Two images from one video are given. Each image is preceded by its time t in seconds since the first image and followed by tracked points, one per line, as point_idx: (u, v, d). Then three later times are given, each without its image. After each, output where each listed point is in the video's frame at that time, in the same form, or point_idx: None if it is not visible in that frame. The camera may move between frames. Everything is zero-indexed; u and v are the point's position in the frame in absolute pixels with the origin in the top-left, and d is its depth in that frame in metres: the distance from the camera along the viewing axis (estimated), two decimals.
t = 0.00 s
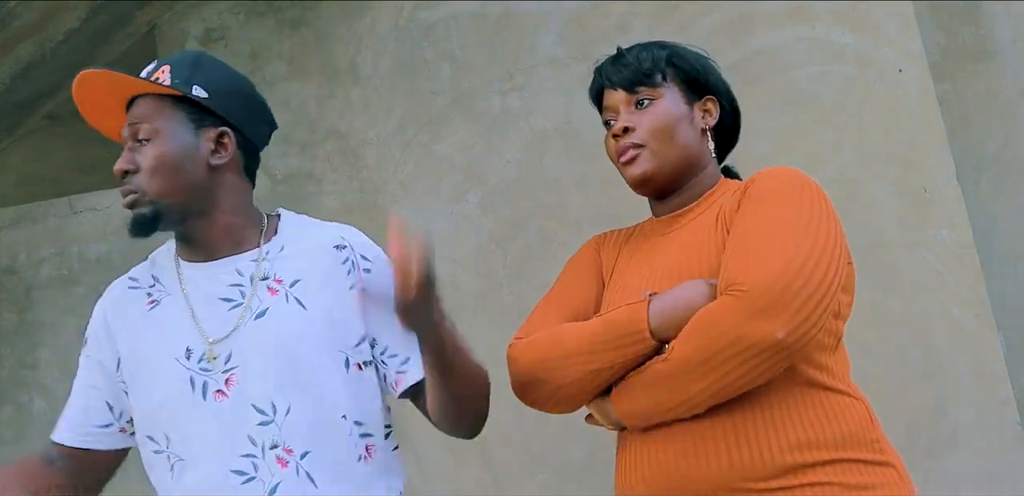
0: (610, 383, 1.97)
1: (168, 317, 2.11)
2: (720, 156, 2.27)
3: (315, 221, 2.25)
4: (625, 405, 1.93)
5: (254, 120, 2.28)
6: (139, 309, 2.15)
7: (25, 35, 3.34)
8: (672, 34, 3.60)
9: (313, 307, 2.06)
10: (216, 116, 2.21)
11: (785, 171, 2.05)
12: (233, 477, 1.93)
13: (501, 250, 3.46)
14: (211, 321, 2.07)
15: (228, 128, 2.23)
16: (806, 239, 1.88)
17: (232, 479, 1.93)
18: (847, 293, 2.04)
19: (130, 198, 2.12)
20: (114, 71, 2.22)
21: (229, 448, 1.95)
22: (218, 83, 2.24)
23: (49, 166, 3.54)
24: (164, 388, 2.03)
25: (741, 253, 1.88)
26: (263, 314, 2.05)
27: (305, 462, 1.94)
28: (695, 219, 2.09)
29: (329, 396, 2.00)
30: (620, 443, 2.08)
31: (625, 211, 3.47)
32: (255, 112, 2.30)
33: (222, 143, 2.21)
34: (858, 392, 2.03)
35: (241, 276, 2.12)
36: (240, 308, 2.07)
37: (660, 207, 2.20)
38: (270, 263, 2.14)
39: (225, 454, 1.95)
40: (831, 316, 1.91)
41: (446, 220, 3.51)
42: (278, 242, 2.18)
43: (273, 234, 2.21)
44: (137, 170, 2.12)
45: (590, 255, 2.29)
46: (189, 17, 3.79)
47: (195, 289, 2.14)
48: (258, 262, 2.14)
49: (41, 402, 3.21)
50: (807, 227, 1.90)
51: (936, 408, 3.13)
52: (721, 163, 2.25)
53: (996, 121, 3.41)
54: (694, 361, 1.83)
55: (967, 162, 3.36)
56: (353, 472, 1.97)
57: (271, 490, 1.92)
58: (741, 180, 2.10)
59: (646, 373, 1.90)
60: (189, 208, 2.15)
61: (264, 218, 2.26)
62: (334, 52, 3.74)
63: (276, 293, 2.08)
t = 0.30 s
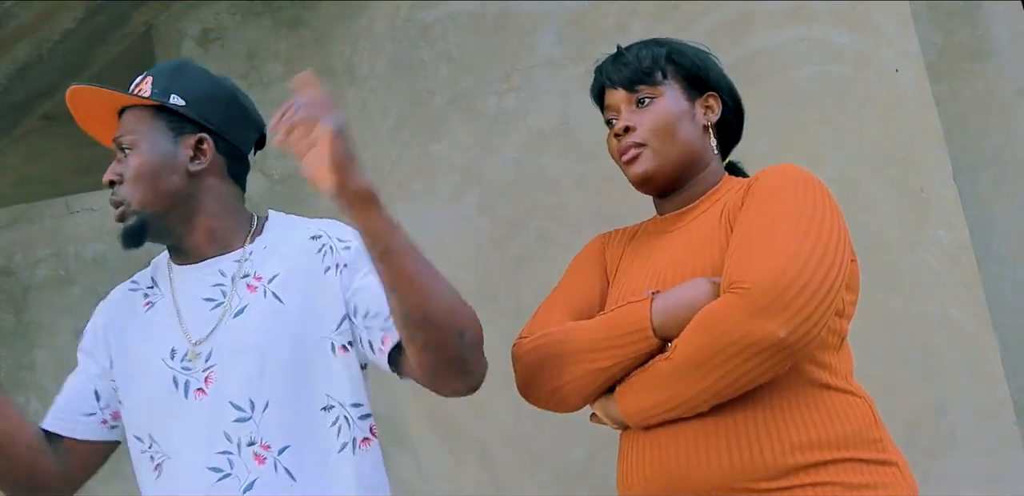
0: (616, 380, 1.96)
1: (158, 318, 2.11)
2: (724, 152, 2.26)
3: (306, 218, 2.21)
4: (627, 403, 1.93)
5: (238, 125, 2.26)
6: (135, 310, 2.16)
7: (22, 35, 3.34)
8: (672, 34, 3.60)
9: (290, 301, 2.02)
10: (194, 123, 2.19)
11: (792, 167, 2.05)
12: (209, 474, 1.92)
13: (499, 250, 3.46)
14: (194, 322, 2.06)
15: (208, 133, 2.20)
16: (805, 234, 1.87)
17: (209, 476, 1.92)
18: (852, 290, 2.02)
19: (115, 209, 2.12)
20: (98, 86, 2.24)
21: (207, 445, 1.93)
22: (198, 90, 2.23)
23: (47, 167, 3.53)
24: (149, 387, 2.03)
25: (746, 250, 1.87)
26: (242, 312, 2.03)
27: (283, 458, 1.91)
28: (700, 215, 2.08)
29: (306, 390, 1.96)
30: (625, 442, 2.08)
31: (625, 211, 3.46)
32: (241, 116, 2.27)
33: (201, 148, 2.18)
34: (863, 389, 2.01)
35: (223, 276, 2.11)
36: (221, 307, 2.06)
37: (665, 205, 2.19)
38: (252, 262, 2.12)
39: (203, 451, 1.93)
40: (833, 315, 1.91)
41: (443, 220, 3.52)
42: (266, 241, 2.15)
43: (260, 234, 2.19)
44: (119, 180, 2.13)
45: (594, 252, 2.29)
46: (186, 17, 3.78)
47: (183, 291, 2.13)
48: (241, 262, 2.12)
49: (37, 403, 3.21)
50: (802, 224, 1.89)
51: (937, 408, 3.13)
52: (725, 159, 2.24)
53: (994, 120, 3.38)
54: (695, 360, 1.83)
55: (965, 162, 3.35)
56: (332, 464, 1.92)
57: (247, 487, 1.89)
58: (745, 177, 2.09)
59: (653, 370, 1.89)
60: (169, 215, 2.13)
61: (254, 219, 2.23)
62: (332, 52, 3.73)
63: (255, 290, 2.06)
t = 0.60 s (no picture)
0: (616, 381, 1.97)
1: (152, 324, 2.09)
2: (726, 150, 2.26)
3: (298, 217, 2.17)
4: (630, 401, 1.93)
5: (231, 124, 2.22)
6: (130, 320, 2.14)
7: (18, 34, 3.35)
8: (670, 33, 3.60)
9: (287, 308, 2.00)
10: (187, 124, 2.16)
11: (798, 168, 2.04)
12: (203, 479, 1.91)
13: (496, 250, 3.47)
14: (190, 327, 2.04)
15: (201, 135, 2.17)
16: (822, 238, 1.88)
17: (203, 482, 1.91)
18: (856, 291, 2.02)
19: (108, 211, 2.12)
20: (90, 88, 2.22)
21: (201, 450, 1.92)
22: (190, 90, 2.18)
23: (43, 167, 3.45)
24: (145, 394, 2.01)
25: (750, 251, 1.88)
26: (237, 317, 2.01)
27: (275, 462, 1.90)
28: (703, 216, 2.09)
29: (301, 394, 1.95)
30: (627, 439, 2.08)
31: (625, 210, 3.45)
32: (234, 115, 2.24)
33: (194, 150, 2.16)
34: (865, 388, 2.01)
35: (218, 279, 2.08)
36: (216, 311, 2.04)
37: (667, 204, 2.19)
38: (247, 264, 2.09)
39: (198, 457, 1.92)
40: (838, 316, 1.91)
41: (441, 220, 3.52)
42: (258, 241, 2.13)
43: (255, 235, 2.16)
44: (112, 182, 2.12)
45: (598, 250, 2.29)
46: (183, 16, 3.79)
47: (178, 296, 2.11)
48: (236, 264, 2.09)
49: (35, 402, 3.23)
50: (803, 227, 1.89)
51: (935, 408, 3.14)
52: (727, 157, 2.24)
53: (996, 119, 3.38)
54: (699, 361, 1.84)
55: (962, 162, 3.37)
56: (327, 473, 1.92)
57: (241, 491, 1.89)
58: (750, 176, 2.09)
59: (653, 371, 1.90)
60: (162, 219, 2.13)
61: (248, 219, 2.20)
62: (329, 52, 3.73)
63: (250, 294, 2.03)
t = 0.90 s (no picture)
0: (616, 380, 1.98)
1: (151, 322, 2.05)
2: (730, 149, 2.26)
3: (300, 219, 2.15)
4: (629, 402, 1.94)
5: (243, 126, 2.19)
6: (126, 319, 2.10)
7: (15, 33, 3.35)
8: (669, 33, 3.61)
9: (293, 308, 1.97)
10: (211, 123, 2.11)
11: (799, 169, 2.05)
12: (209, 480, 1.87)
13: (494, 250, 3.47)
14: (192, 326, 2.00)
15: (222, 135, 2.12)
16: (824, 241, 1.89)
17: (208, 482, 1.87)
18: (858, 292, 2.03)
19: (125, 203, 2.02)
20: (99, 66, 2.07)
21: (206, 450, 1.88)
22: (213, 87, 2.12)
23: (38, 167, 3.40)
24: (148, 394, 1.97)
25: (751, 252, 1.89)
26: (241, 316, 1.97)
27: (284, 463, 1.86)
28: (706, 217, 2.10)
29: (308, 393, 1.91)
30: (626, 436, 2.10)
31: (624, 211, 3.45)
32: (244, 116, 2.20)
33: (217, 150, 2.11)
34: (864, 388, 2.02)
35: (222, 277, 2.05)
36: (219, 310, 2.00)
37: (670, 204, 2.20)
38: (251, 263, 2.06)
39: (203, 458, 1.88)
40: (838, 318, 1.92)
41: (439, 221, 3.53)
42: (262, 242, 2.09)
43: (258, 234, 2.13)
44: (133, 174, 2.02)
45: (601, 251, 2.30)
46: (181, 16, 3.80)
47: (177, 295, 2.06)
48: (239, 263, 2.06)
49: (31, 403, 3.25)
50: (803, 227, 1.90)
51: (931, 407, 3.16)
52: (730, 156, 2.24)
53: (989, 120, 3.39)
54: (698, 362, 1.84)
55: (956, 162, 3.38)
56: (337, 477, 1.88)
57: (248, 492, 1.85)
58: (752, 178, 2.10)
59: (652, 371, 1.91)
60: (185, 216, 2.07)
61: (249, 219, 2.18)
62: (327, 52, 3.73)
63: (255, 294, 2.00)
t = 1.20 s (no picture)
0: (618, 379, 1.98)
1: (154, 322, 2.02)
2: (731, 148, 2.26)
3: (300, 218, 2.14)
4: (632, 401, 1.94)
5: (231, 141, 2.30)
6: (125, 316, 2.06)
7: (15, 32, 3.43)
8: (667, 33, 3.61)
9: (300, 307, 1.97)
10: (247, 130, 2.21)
11: (797, 167, 2.06)
12: (223, 479, 1.86)
13: (493, 250, 3.47)
14: (199, 326, 1.98)
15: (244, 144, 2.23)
16: (828, 241, 1.89)
17: (222, 481, 1.86)
18: (859, 291, 2.03)
19: (222, 187, 2.03)
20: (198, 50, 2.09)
21: (218, 450, 1.87)
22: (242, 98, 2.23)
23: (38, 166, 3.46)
24: (154, 394, 1.95)
25: (753, 251, 1.89)
26: (250, 316, 1.97)
27: (297, 461, 1.86)
28: (708, 216, 2.10)
29: (316, 393, 1.91)
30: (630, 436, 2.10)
31: (623, 211, 3.44)
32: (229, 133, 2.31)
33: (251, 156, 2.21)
34: (866, 387, 2.02)
35: (228, 277, 2.04)
36: (227, 310, 1.99)
37: (672, 204, 2.20)
38: (256, 263, 2.05)
39: (215, 457, 1.87)
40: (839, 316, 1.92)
41: (439, 221, 3.53)
42: (266, 244, 2.08)
43: (258, 231, 2.11)
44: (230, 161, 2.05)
45: (603, 250, 2.30)
46: (180, 16, 3.81)
47: (180, 294, 2.05)
48: (245, 263, 2.05)
49: (31, 402, 3.23)
50: (804, 226, 1.90)
51: (929, 408, 3.16)
52: (732, 155, 2.24)
53: (989, 120, 3.39)
54: (700, 360, 1.84)
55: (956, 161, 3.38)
56: (349, 475, 1.88)
57: (262, 491, 1.85)
58: (753, 176, 2.10)
59: (654, 370, 1.91)
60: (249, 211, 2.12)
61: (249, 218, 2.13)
62: (327, 51, 3.73)
63: (263, 293, 2.00)
